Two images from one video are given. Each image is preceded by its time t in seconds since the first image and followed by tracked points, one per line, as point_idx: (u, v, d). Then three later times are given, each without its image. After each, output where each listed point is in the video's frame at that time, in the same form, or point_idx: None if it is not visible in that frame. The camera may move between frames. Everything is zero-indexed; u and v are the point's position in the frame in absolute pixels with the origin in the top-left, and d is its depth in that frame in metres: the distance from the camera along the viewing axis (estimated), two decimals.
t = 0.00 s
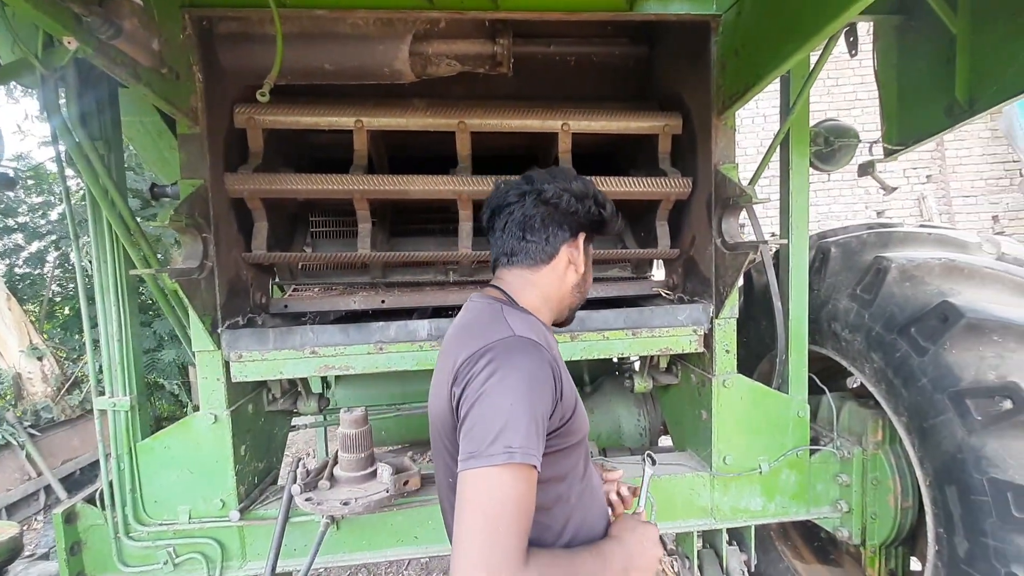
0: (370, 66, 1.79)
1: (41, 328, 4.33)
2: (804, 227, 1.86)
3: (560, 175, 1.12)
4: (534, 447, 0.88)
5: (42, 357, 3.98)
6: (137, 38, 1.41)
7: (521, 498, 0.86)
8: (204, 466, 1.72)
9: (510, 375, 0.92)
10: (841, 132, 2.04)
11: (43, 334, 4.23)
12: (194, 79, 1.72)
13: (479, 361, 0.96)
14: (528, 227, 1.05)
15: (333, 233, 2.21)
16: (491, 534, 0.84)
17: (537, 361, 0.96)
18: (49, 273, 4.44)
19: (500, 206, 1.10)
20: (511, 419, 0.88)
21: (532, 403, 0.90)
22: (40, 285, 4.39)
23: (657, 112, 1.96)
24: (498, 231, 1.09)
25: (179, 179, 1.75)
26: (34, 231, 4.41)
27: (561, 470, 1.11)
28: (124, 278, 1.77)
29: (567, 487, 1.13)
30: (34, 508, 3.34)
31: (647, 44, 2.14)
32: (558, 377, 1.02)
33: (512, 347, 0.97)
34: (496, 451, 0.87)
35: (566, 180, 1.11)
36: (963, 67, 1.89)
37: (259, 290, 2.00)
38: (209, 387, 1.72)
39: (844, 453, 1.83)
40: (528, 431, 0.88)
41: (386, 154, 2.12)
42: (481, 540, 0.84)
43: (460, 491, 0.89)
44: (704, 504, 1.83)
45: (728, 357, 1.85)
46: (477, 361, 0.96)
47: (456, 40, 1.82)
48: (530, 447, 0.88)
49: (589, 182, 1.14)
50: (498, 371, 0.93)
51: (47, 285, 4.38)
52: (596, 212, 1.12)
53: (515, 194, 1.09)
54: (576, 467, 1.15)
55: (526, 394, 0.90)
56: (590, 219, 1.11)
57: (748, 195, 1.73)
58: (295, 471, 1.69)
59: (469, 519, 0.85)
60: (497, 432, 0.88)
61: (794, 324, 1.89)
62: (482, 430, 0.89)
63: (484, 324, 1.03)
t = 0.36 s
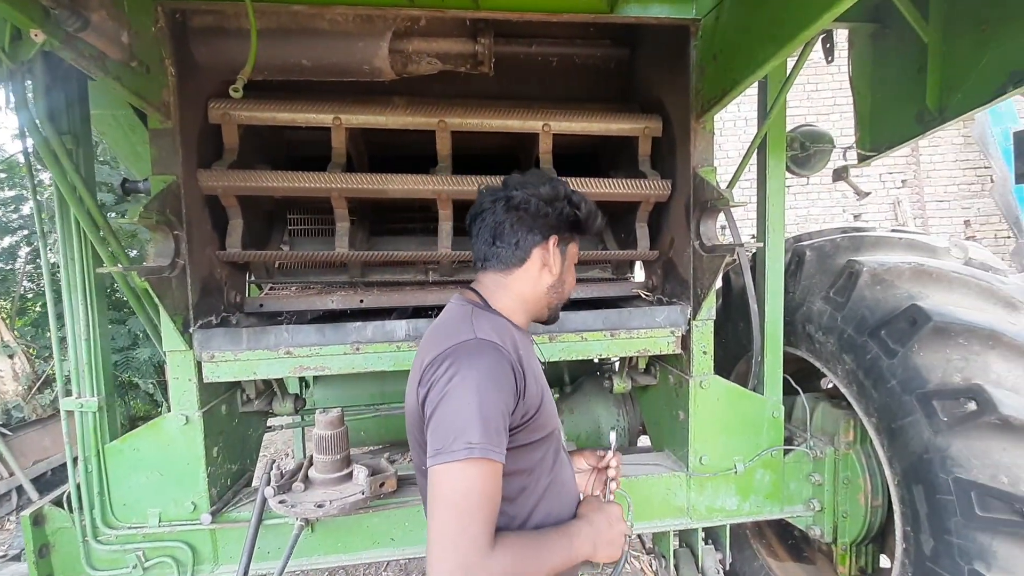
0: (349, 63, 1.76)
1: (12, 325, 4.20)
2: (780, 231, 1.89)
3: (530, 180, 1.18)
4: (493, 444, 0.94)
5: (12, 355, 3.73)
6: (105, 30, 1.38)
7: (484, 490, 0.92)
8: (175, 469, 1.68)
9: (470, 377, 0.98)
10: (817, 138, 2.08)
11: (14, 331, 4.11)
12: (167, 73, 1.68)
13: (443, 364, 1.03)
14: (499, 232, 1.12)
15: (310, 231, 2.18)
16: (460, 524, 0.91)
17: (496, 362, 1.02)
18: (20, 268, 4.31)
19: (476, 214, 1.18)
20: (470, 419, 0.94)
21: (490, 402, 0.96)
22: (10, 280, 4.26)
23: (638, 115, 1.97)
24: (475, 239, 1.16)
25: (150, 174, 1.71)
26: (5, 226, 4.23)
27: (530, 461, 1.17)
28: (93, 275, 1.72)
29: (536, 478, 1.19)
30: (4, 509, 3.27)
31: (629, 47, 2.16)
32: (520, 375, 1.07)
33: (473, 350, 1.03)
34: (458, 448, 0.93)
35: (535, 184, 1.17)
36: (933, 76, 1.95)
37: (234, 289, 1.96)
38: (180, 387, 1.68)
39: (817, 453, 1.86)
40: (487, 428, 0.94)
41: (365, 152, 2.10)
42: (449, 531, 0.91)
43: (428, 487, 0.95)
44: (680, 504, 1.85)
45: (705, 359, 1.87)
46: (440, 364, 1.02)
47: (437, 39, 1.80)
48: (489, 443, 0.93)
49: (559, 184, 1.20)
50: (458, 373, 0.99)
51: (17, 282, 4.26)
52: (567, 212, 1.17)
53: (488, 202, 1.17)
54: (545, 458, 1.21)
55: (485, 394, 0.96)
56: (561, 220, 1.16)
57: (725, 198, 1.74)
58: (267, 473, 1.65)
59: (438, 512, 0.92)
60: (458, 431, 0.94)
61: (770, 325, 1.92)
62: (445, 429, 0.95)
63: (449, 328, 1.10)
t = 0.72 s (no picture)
0: (338, 59, 1.74)
1: None
2: (769, 232, 1.89)
3: (487, 179, 1.21)
4: (465, 454, 0.98)
5: None
6: (85, 23, 1.35)
7: (458, 496, 0.98)
8: (159, 470, 1.66)
9: (443, 389, 1.03)
10: (807, 139, 2.08)
11: None
12: (151, 68, 1.65)
13: (421, 375, 1.08)
14: (466, 240, 1.18)
15: (298, 229, 2.16)
16: (435, 530, 0.97)
17: (469, 373, 1.06)
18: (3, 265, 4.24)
19: (445, 224, 1.24)
20: (441, 430, 0.99)
21: (462, 413, 1.01)
22: None
23: (628, 114, 1.97)
24: (449, 248, 1.24)
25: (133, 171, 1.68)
26: None
27: (519, 461, 1.20)
28: (75, 273, 1.69)
29: (527, 477, 1.22)
30: None
31: (620, 46, 2.15)
32: (498, 383, 1.11)
33: (448, 362, 1.07)
34: (432, 458, 0.99)
35: (493, 183, 1.20)
36: (921, 78, 1.96)
37: (220, 287, 1.94)
38: (164, 387, 1.66)
39: (805, 452, 1.86)
40: (458, 440, 0.99)
41: (354, 149, 2.08)
42: (425, 536, 0.97)
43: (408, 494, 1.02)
44: (668, 504, 1.85)
45: (694, 359, 1.87)
46: (417, 376, 1.08)
47: (427, 36, 1.78)
48: (460, 454, 0.98)
49: (518, 176, 1.22)
50: (431, 387, 1.04)
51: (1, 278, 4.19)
52: (530, 204, 1.19)
53: (453, 211, 1.22)
54: (534, 458, 1.24)
55: (456, 407, 1.01)
56: (524, 214, 1.19)
57: (714, 199, 1.74)
58: (254, 473, 1.64)
59: (415, 519, 0.98)
60: (431, 442, 0.99)
61: (759, 326, 1.92)
62: (419, 441, 1.01)
63: (428, 339, 1.14)
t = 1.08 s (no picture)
0: (333, 57, 1.73)
1: None
2: (761, 233, 1.90)
3: (456, 182, 1.21)
4: (450, 462, 1.01)
5: None
6: (78, 19, 1.35)
7: (443, 502, 1.01)
8: (151, 468, 1.65)
9: (429, 398, 1.05)
10: (799, 142, 2.10)
11: None
12: (144, 64, 1.64)
13: (410, 382, 1.10)
14: (445, 247, 1.22)
15: (292, 226, 2.16)
16: (423, 537, 1.01)
17: (456, 381, 1.07)
18: None
19: (425, 230, 1.28)
20: (427, 439, 1.01)
21: (447, 422, 1.02)
22: None
23: (622, 116, 1.98)
24: (433, 253, 1.28)
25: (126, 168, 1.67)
26: None
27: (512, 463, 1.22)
28: (65, 270, 1.67)
29: (521, 478, 1.24)
30: None
31: (616, 47, 2.16)
32: (487, 389, 1.12)
33: (435, 370, 1.09)
34: (418, 466, 1.01)
35: (461, 187, 1.20)
36: (910, 83, 1.99)
37: (213, 285, 1.93)
38: (156, 385, 1.65)
39: (794, 452, 1.88)
40: (443, 448, 1.01)
41: (349, 147, 2.07)
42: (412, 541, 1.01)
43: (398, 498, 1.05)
44: (660, 503, 1.86)
45: (686, 359, 1.89)
46: (406, 384, 1.10)
47: (422, 35, 1.78)
48: (446, 462, 1.00)
49: (487, 174, 1.21)
50: (419, 394, 1.06)
51: None
52: (503, 203, 1.20)
53: (430, 218, 1.26)
54: (528, 459, 1.26)
55: (442, 417, 1.03)
56: (497, 214, 1.20)
57: (707, 201, 1.75)
58: (246, 471, 1.65)
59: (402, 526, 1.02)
60: (417, 450, 1.02)
61: (750, 326, 1.93)
62: (407, 448, 1.03)
63: (420, 345, 1.16)
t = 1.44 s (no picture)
0: (326, 53, 1.72)
1: None
2: (752, 234, 1.92)
3: (446, 179, 1.21)
4: (447, 470, 1.00)
5: None
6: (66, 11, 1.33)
7: (440, 509, 1.00)
8: (138, 466, 1.63)
9: (427, 403, 1.04)
10: (790, 144, 2.12)
11: None
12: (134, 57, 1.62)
13: (410, 386, 1.10)
14: (445, 248, 1.23)
15: (283, 223, 2.14)
16: (420, 543, 1.00)
17: (455, 385, 1.07)
18: None
19: (423, 234, 1.29)
20: (424, 446, 1.00)
21: (446, 428, 1.02)
22: None
23: (616, 115, 1.98)
24: (433, 256, 1.29)
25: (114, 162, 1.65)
26: None
27: (518, 468, 1.21)
28: (52, 264, 1.65)
29: (530, 482, 1.24)
30: None
31: (609, 47, 2.16)
32: (489, 392, 1.12)
33: (434, 375, 1.09)
34: (415, 473, 1.01)
35: (452, 184, 1.20)
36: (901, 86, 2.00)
37: (202, 282, 1.92)
38: (144, 382, 1.63)
39: (784, 451, 1.89)
40: (441, 455, 1.00)
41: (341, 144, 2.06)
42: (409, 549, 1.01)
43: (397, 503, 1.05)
44: (650, 502, 1.87)
45: (677, 359, 1.89)
46: (405, 388, 1.10)
47: (416, 32, 1.77)
48: (444, 469, 1.00)
49: (476, 167, 1.20)
50: (417, 399, 1.06)
51: None
52: (498, 195, 1.19)
53: (426, 220, 1.26)
54: (537, 460, 1.25)
55: (439, 423, 1.02)
56: (493, 208, 1.20)
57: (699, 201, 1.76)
58: (235, 469, 1.63)
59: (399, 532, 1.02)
60: (414, 456, 1.01)
61: (741, 326, 1.94)
62: (405, 453, 1.03)
63: (421, 347, 1.17)
